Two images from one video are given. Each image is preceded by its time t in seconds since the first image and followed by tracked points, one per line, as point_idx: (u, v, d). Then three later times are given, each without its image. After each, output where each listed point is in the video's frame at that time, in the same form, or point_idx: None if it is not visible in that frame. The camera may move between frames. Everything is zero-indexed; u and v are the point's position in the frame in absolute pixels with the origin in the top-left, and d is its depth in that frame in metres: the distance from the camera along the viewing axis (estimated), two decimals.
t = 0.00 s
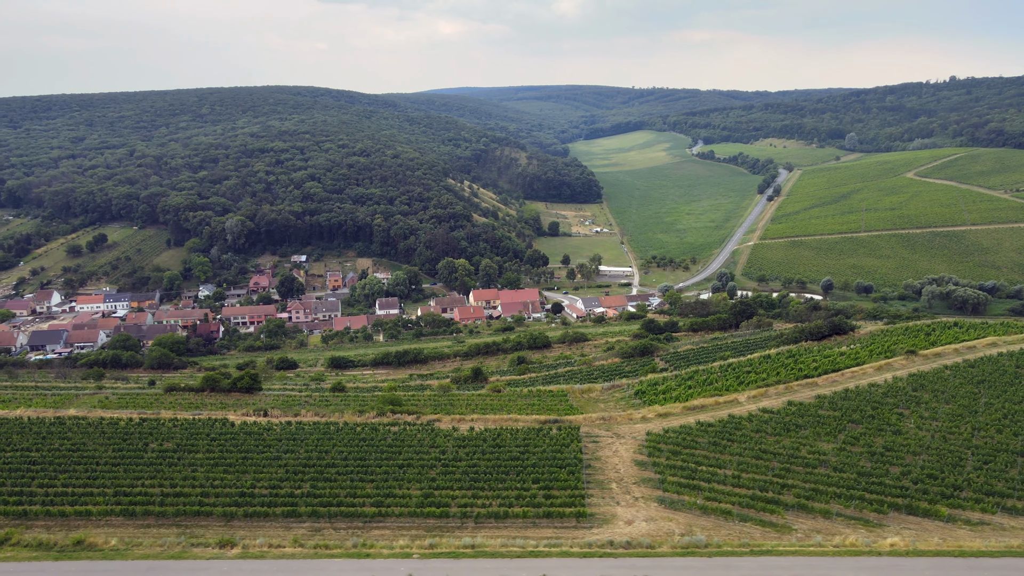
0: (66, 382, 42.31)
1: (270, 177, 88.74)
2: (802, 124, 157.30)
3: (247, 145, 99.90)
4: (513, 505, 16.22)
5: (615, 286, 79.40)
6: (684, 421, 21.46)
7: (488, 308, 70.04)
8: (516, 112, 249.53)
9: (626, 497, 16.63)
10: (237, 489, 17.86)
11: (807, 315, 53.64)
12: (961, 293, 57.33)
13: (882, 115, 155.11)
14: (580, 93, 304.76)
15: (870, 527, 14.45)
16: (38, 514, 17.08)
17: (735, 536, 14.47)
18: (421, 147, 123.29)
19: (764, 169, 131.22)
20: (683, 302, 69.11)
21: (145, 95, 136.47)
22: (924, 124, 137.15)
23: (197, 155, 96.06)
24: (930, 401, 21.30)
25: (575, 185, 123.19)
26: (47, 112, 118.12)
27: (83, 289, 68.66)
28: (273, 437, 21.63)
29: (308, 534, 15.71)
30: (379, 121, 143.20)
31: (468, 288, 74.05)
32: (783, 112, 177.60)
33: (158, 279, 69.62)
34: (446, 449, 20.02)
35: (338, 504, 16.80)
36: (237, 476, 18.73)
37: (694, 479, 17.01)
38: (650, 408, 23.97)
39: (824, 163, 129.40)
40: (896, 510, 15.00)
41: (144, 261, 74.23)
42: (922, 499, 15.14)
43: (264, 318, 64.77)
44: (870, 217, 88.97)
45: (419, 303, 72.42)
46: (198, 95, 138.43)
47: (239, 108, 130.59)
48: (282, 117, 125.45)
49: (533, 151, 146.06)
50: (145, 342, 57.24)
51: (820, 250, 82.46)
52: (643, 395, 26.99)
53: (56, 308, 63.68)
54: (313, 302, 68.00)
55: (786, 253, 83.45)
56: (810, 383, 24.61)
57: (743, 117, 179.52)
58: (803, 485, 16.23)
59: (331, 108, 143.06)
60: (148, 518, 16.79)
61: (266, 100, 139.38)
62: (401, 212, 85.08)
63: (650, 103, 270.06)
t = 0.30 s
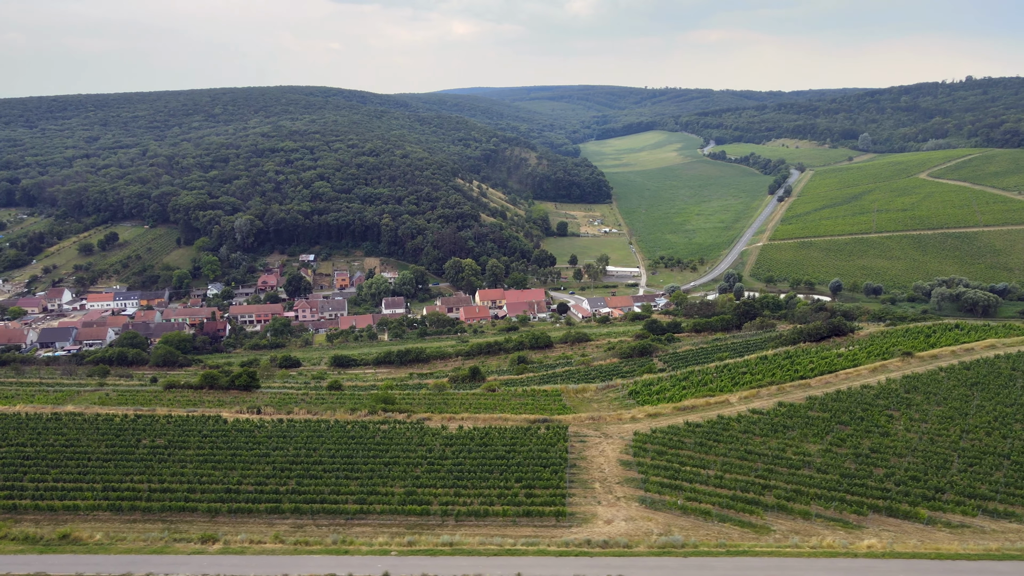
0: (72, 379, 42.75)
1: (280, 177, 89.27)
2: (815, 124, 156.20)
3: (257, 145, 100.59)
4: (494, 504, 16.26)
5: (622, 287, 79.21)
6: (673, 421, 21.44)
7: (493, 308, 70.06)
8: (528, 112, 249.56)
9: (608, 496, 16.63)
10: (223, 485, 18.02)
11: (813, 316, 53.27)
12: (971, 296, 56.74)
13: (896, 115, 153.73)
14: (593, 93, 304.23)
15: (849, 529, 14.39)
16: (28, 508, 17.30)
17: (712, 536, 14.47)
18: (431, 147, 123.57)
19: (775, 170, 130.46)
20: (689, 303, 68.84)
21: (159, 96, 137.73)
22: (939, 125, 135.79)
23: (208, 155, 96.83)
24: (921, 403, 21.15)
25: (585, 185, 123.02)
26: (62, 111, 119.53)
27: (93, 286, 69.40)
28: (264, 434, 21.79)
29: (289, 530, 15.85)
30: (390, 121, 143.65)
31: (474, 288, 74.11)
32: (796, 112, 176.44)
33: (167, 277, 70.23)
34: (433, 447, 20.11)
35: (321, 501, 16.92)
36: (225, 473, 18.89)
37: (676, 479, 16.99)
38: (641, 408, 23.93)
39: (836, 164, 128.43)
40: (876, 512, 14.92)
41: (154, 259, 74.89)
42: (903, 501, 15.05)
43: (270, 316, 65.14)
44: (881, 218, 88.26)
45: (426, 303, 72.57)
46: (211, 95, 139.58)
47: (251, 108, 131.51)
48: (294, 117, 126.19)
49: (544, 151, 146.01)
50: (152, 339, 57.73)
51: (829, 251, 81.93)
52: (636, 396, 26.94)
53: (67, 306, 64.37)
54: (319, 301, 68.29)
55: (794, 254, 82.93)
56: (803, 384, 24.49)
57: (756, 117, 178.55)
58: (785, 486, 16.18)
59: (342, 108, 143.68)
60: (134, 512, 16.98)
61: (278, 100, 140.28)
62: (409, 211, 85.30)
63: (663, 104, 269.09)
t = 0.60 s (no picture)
0: (79, 376, 43.14)
1: (289, 177, 89.75)
2: (828, 125, 155.19)
3: (268, 145, 101.22)
4: (475, 502, 16.32)
5: (629, 287, 79.03)
6: (662, 422, 21.40)
7: (499, 308, 70.06)
8: (540, 112, 249.51)
9: (590, 496, 16.64)
10: (210, 481, 18.18)
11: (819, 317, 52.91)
12: (981, 298, 56.17)
13: (911, 115, 152.46)
14: (606, 93, 303.70)
15: (827, 530, 14.34)
16: (17, 503, 17.53)
17: (690, 536, 14.48)
18: (440, 147, 123.82)
19: (787, 170, 129.69)
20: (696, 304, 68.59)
21: (173, 95, 138.94)
22: (954, 125, 134.51)
23: (219, 155, 97.57)
24: (913, 405, 20.97)
25: (595, 185, 122.82)
26: (78, 111, 120.82)
27: (104, 285, 70.07)
28: (255, 432, 21.96)
29: (272, 526, 15.98)
30: (400, 121, 144.05)
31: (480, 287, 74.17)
32: (809, 112, 175.29)
33: (177, 276, 70.79)
34: (420, 445, 20.20)
35: (305, 497, 17.06)
36: (213, 469, 19.06)
37: (659, 480, 16.97)
38: (632, 409, 23.90)
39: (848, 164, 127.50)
40: (856, 514, 14.86)
41: (165, 258, 75.50)
42: (883, 503, 14.97)
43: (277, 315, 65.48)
44: (893, 219, 87.57)
45: (432, 303, 72.70)
46: (224, 95, 140.62)
47: (264, 108, 132.38)
48: (305, 117, 126.89)
49: (554, 151, 145.93)
50: (160, 337, 58.16)
51: (839, 252, 81.40)
52: (630, 396, 26.90)
53: (78, 304, 65.03)
54: (326, 300, 68.58)
55: (803, 255, 82.40)
56: (795, 385, 24.38)
57: (768, 117, 177.53)
58: (766, 487, 16.14)
59: (354, 108, 144.26)
60: (122, 508, 17.18)
61: (290, 100, 141.05)
62: (417, 211, 85.48)
63: (676, 104, 268.13)
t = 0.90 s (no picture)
0: (87, 372, 43.57)
1: (301, 177, 90.27)
2: (844, 125, 153.87)
3: (281, 144, 101.92)
4: (458, 500, 16.39)
5: (638, 287, 78.80)
6: (652, 422, 21.38)
7: (506, 308, 70.05)
8: (554, 112, 249.31)
9: (574, 495, 16.66)
10: (199, 477, 18.37)
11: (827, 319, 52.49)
12: (995, 301, 55.48)
13: (928, 116, 150.87)
14: (620, 94, 302.85)
15: (807, 532, 14.28)
16: (10, 496, 17.81)
17: (669, 536, 14.48)
18: (452, 147, 124.09)
19: (801, 171, 128.72)
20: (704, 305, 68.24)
21: (189, 96, 140.26)
22: (972, 126, 132.92)
23: (232, 154, 98.39)
24: (906, 407, 20.79)
25: (606, 186, 122.55)
26: (95, 111, 122.29)
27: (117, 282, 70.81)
28: (248, 428, 22.17)
29: (256, 522, 16.13)
30: (413, 121, 144.46)
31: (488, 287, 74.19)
32: (825, 113, 173.87)
33: (188, 274, 71.39)
34: (410, 443, 20.31)
35: (291, 494, 17.21)
36: (204, 465, 19.27)
37: (643, 480, 16.96)
38: (625, 408, 23.85)
39: (864, 165, 126.33)
40: (837, 515, 14.79)
41: (177, 256, 76.17)
42: (866, 505, 14.88)
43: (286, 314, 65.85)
44: (907, 220, 86.70)
45: (440, 302, 72.80)
46: (239, 95, 141.79)
47: (278, 108, 133.28)
48: (319, 117, 127.60)
49: (566, 151, 145.75)
50: (169, 334, 58.65)
51: (851, 254, 80.75)
52: (625, 396, 26.86)
53: (90, 301, 65.76)
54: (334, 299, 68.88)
55: (815, 256, 81.79)
56: (790, 387, 24.26)
57: (784, 117, 176.19)
58: (749, 488, 16.09)
59: (367, 108, 144.86)
60: (111, 502, 17.40)
61: (304, 100, 141.94)
62: (427, 211, 85.65)
63: (691, 104, 266.89)
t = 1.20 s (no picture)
0: (96, 368, 43.99)
1: (312, 176, 90.76)
2: (860, 126, 152.42)
3: (293, 144, 102.56)
4: (441, 497, 16.46)
5: (647, 288, 78.52)
6: (643, 422, 21.35)
7: (514, 308, 70.02)
8: (568, 112, 248.92)
9: (557, 494, 16.68)
10: (189, 473, 18.56)
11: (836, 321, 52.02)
12: (1009, 304, 54.76)
13: (947, 116, 149.11)
14: (635, 94, 301.75)
15: (787, 533, 14.22)
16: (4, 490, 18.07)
17: (649, 536, 14.46)
18: (464, 147, 124.25)
19: (816, 171, 127.64)
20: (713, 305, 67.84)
21: (205, 96, 141.48)
22: (990, 126, 131.33)
23: (245, 154, 99.16)
24: (899, 409, 20.60)
25: (618, 186, 122.20)
26: (112, 111, 123.69)
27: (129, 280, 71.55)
28: (242, 425, 22.36)
29: (241, 517, 16.27)
30: (426, 121, 144.79)
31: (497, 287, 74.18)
32: (841, 113, 172.30)
33: (200, 273, 71.97)
34: (400, 441, 20.42)
35: (278, 490, 17.34)
36: (195, 461, 19.46)
37: (627, 479, 16.95)
38: (618, 409, 23.82)
39: (879, 166, 125.06)
40: (819, 517, 14.73)
41: (189, 255, 76.84)
42: (847, 507, 14.79)
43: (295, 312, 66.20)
44: (921, 221, 85.78)
45: (449, 302, 72.89)
46: (255, 95, 142.84)
47: (292, 108, 134.12)
48: (332, 117, 128.27)
49: (578, 151, 145.52)
50: (179, 332, 59.12)
51: (864, 255, 80.02)
52: (621, 396, 26.82)
53: (103, 299, 66.46)
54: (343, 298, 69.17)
55: (827, 258, 81.08)
56: (784, 388, 24.11)
57: (800, 118, 174.78)
58: (732, 490, 16.04)
59: (380, 108, 145.40)
60: (102, 497, 17.62)
61: (318, 100, 142.70)
62: (437, 211, 85.77)
63: (706, 104, 265.44)
